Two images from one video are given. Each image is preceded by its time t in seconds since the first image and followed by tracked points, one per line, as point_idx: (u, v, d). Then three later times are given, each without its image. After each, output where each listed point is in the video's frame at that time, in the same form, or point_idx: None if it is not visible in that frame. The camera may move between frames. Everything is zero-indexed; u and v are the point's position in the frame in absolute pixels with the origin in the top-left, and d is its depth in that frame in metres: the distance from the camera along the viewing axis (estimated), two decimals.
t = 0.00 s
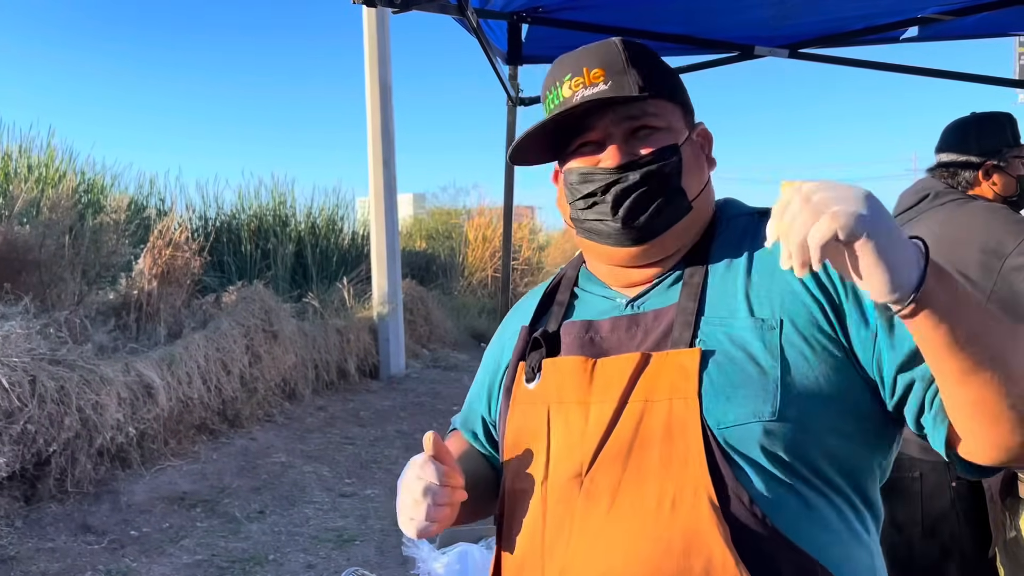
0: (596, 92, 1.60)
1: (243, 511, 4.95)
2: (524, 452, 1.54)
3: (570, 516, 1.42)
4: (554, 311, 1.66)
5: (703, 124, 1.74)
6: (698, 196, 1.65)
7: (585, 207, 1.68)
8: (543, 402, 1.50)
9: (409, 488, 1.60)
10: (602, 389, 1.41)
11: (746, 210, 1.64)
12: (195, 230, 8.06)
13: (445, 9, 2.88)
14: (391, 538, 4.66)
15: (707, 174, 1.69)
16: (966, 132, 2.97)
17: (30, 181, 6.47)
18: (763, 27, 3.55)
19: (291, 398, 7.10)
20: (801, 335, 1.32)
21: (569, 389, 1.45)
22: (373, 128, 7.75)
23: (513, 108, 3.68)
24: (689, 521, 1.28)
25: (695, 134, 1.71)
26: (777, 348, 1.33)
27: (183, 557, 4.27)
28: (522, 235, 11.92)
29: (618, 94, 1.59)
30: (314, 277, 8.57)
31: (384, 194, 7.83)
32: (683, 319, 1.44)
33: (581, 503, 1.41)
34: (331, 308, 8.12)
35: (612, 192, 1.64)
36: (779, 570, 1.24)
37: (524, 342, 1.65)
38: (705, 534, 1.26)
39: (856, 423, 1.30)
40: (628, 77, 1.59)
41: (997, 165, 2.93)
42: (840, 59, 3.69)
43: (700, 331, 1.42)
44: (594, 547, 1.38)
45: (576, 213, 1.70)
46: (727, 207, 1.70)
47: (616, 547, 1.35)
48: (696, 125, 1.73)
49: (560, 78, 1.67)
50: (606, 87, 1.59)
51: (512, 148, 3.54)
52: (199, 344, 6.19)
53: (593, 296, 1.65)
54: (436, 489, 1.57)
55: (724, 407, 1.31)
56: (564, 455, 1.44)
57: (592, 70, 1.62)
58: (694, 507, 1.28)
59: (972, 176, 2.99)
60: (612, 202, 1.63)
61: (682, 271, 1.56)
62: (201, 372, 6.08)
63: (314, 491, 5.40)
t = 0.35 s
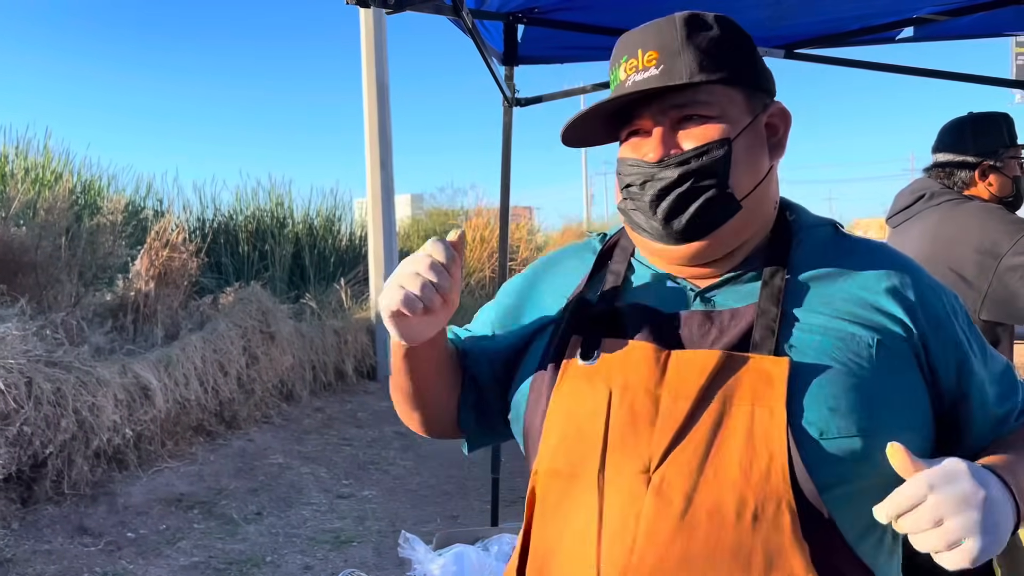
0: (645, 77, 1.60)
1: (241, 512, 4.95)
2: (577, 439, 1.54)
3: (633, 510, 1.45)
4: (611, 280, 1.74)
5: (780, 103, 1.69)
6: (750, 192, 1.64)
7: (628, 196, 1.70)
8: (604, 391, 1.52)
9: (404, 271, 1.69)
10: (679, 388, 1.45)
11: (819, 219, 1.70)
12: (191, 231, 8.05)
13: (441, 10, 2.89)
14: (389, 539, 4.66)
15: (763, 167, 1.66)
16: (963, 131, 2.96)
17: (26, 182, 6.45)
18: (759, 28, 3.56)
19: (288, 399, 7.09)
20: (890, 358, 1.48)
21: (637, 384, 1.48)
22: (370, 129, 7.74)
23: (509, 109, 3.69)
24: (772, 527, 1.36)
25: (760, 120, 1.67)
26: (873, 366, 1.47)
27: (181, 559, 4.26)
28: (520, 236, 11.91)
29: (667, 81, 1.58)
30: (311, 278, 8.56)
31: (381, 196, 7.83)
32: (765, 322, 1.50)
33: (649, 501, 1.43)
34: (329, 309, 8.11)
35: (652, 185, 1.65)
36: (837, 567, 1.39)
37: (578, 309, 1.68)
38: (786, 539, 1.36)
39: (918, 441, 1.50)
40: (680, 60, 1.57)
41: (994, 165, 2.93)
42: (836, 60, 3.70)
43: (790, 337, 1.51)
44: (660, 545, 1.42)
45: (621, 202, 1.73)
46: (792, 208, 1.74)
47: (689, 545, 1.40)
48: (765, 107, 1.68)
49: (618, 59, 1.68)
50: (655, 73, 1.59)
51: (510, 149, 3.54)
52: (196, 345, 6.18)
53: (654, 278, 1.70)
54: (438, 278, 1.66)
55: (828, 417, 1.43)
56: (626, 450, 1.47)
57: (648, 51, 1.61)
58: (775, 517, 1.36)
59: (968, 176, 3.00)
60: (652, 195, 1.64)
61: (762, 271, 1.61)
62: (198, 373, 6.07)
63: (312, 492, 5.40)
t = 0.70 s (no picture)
0: (762, 86, 1.51)
1: (240, 514, 4.94)
2: (623, 483, 1.42)
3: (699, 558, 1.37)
4: (642, 305, 1.60)
5: (842, 142, 1.71)
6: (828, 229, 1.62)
7: (716, 217, 1.56)
8: (651, 427, 1.41)
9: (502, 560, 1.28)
10: (736, 426, 1.39)
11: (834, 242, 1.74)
12: (190, 232, 8.05)
13: (437, 13, 2.89)
14: (387, 541, 4.66)
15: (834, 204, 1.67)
16: (961, 132, 2.96)
17: (24, 184, 6.46)
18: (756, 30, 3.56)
19: (287, 400, 7.09)
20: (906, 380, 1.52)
21: (690, 422, 1.40)
22: (369, 131, 7.74)
23: (506, 111, 3.69)
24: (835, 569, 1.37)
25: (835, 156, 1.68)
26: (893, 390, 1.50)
27: (179, 562, 4.26)
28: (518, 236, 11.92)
29: (785, 98, 1.51)
30: (310, 280, 8.57)
31: (380, 198, 7.83)
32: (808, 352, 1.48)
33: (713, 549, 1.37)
34: (327, 310, 8.12)
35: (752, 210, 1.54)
36: None
37: (618, 334, 1.52)
38: None
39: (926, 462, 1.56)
40: (796, 81, 1.52)
41: (991, 167, 2.93)
42: (833, 61, 3.70)
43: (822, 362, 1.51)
44: None
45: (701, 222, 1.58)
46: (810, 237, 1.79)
47: None
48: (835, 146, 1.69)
49: (717, 56, 1.55)
50: (774, 84, 1.51)
51: (506, 152, 3.54)
52: (195, 347, 6.18)
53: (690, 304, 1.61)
54: None
55: (861, 451, 1.45)
56: (685, 495, 1.38)
57: (760, 59, 1.52)
58: (838, 553, 1.37)
59: (965, 177, 2.99)
60: (752, 220, 1.53)
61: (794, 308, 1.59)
62: (197, 375, 6.07)
63: (310, 494, 5.40)
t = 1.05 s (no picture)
0: (574, 99, 1.59)
1: (239, 516, 4.94)
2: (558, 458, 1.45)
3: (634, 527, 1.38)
4: (577, 300, 1.68)
5: (711, 108, 1.70)
6: (688, 200, 1.63)
7: (571, 220, 1.69)
8: (585, 407, 1.44)
9: (428, 434, 1.36)
10: (663, 397, 1.39)
11: (765, 214, 1.71)
12: (190, 234, 8.06)
13: (433, 14, 2.88)
14: (387, 543, 4.65)
15: (699, 169, 1.66)
16: (962, 131, 2.94)
17: (24, 186, 6.46)
18: (752, 29, 3.56)
19: (287, 402, 7.08)
20: (858, 341, 1.46)
21: (621, 398, 1.42)
22: (369, 132, 7.73)
23: (503, 112, 3.68)
24: (780, 537, 1.30)
25: (697, 122, 1.68)
26: (843, 353, 1.44)
27: (179, 564, 4.26)
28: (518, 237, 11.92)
29: (596, 100, 1.56)
30: (310, 281, 8.58)
31: (379, 199, 7.83)
32: (740, 327, 1.46)
33: (652, 519, 1.37)
34: (327, 311, 8.12)
35: (591, 206, 1.64)
36: None
37: (552, 328, 1.59)
38: (795, 546, 1.30)
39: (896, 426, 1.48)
40: (605, 77, 1.56)
41: (992, 166, 2.93)
42: (830, 61, 3.69)
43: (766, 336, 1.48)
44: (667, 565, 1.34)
45: (566, 226, 1.72)
46: (744, 208, 1.75)
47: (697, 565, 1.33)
48: (700, 112, 1.68)
49: (547, 82, 1.67)
50: (583, 93, 1.58)
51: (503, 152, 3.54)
52: (194, 348, 6.18)
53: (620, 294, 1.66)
54: (465, 460, 1.31)
55: (808, 412, 1.39)
56: (620, 468, 1.41)
57: (573, 72, 1.60)
58: (781, 525, 1.31)
59: (967, 176, 2.98)
60: (591, 216, 1.63)
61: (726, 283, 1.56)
62: (197, 376, 6.07)
63: (310, 495, 5.39)
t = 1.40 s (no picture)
0: (554, 114, 1.59)
1: (242, 517, 4.95)
2: (503, 466, 1.53)
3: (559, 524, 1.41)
4: (529, 323, 1.68)
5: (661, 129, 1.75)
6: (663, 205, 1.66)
7: (556, 233, 1.65)
8: (524, 421, 1.49)
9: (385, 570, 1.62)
10: (581, 398, 1.41)
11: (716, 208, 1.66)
12: (192, 235, 8.07)
13: (437, 15, 2.89)
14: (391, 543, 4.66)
15: (669, 183, 1.69)
16: (965, 131, 2.95)
17: (27, 188, 6.48)
18: (754, 29, 3.56)
19: (290, 402, 7.09)
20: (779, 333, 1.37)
21: (550, 405, 1.45)
22: (371, 132, 7.75)
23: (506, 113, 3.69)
24: (685, 521, 1.26)
25: (656, 140, 1.72)
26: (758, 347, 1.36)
27: (183, 564, 4.27)
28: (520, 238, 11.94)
29: (576, 116, 1.57)
30: (312, 281, 8.60)
31: (381, 199, 7.84)
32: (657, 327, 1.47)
33: (573, 516, 1.39)
34: (329, 312, 8.13)
35: (583, 217, 1.61)
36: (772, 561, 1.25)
37: (499, 355, 1.67)
38: (700, 528, 1.24)
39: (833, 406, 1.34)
40: (584, 94, 1.58)
41: (996, 165, 2.93)
42: (831, 61, 3.70)
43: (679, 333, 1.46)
44: (587, 555, 1.36)
45: (546, 240, 1.67)
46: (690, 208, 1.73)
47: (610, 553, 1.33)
48: (653, 130, 1.73)
49: (515, 100, 1.66)
50: (563, 108, 1.58)
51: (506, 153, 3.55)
52: (197, 349, 6.19)
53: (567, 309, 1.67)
54: None
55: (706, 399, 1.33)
56: (548, 469, 1.44)
57: (547, 90, 1.60)
58: (685, 508, 1.26)
59: (973, 176, 2.97)
60: (583, 226, 1.60)
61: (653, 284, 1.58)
62: (200, 377, 6.08)
63: (313, 495, 5.40)
